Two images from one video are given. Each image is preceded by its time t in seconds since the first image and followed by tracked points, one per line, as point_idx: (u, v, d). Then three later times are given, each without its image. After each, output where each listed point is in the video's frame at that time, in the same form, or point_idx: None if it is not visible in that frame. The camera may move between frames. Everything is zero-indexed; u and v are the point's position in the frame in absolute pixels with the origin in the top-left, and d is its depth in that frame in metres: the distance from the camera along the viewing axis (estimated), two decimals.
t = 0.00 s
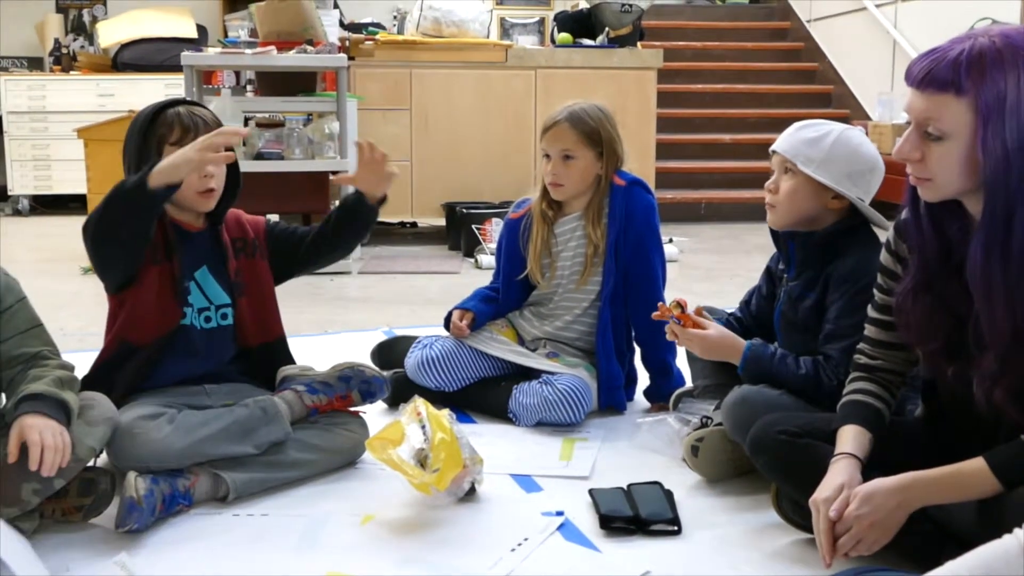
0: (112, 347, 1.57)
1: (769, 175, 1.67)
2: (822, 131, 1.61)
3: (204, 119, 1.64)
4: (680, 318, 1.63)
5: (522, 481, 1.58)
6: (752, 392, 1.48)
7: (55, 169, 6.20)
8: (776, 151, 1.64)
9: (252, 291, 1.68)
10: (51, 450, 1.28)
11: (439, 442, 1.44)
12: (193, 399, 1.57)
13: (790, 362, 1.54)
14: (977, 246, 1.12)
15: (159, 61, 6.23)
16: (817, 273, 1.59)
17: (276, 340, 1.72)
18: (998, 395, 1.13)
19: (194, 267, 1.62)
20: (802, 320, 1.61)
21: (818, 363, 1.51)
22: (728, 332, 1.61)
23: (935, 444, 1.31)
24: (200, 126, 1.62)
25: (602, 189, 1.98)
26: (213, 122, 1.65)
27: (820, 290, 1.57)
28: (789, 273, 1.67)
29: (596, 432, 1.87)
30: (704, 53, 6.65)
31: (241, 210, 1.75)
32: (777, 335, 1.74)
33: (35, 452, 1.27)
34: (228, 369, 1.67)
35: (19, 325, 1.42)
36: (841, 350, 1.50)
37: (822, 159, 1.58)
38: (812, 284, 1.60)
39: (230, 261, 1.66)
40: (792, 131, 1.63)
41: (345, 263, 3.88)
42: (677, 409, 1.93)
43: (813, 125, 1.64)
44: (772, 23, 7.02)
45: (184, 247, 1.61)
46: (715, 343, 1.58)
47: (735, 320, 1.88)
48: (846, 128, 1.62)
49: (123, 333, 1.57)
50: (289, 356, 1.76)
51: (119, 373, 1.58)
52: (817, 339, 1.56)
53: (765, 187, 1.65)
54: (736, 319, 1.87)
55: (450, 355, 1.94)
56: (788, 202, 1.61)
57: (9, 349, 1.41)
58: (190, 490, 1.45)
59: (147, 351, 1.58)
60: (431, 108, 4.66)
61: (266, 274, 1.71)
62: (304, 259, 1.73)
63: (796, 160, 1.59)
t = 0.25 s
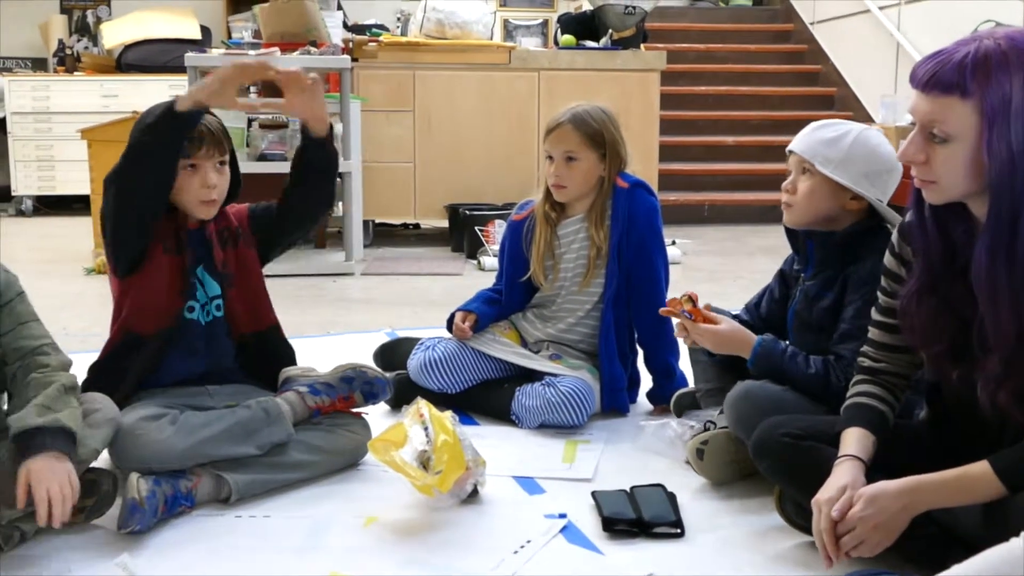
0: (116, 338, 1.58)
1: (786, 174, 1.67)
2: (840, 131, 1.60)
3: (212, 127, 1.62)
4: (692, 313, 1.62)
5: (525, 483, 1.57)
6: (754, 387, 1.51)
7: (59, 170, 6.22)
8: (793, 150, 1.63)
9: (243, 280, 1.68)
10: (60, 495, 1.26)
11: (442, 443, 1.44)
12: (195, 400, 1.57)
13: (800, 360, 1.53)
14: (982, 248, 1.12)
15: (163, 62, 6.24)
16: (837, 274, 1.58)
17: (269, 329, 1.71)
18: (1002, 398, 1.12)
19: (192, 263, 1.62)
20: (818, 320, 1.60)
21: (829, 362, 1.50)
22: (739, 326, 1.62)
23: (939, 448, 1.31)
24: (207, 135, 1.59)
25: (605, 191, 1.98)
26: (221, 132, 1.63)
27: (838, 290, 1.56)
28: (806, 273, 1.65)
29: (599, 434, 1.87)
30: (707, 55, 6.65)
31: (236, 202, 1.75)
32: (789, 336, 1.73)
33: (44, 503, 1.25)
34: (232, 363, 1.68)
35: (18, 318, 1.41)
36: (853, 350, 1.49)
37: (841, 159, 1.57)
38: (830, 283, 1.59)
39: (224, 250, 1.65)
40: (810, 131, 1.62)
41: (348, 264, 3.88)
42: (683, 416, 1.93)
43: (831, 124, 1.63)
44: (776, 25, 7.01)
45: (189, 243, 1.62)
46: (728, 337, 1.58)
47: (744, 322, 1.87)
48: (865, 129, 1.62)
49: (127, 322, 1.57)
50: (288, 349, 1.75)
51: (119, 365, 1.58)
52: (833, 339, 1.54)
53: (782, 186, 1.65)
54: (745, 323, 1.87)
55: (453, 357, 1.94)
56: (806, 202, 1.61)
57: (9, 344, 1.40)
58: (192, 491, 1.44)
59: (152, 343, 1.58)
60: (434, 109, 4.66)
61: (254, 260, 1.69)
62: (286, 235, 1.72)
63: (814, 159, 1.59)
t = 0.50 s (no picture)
0: (117, 358, 1.58)
1: (804, 177, 1.67)
2: (861, 136, 1.60)
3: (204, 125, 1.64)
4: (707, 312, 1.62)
5: (527, 486, 1.57)
6: (749, 382, 1.52)
7: (62, 172, 6.23)
8: (814, 155, 1.63)
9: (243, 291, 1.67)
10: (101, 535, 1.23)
11: (445, 445, 1.44)
12: (198, 399, 1.57)
13: (812, 368, 1.51)
14: (986, 252, 1.12)
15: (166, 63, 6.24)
16: (855, 279, 1.56)
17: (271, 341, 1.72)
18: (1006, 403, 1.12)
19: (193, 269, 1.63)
20: (832, 323, 1.59)
21: (839, 370, 1.50)
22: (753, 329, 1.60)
23: (942, 452, 1.30)
24: (197, 133, 1.61)
25: (607, 194, 1.98)
26: (214, 131, 1.65)
27: (854, 294, 1.55)
28: (822, 274, 1.64)
29: (602, 437, 1.87)
30: (711, 58, 6.65)
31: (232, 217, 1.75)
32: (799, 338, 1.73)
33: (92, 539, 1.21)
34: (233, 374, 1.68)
35: (19, 330, 1.35)
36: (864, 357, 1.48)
37: (864, 167, 1.57)
38: (846, 287, 1.58)
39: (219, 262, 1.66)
40: (830, 135, 1.62)
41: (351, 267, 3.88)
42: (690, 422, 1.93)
43: (850, 128, 1.63)
44: (780, 29, 7.00)
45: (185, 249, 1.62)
46: (740, 338, 1.58)
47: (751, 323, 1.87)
48: (886, 133, 1.62)
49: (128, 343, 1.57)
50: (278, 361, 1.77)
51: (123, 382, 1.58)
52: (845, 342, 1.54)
53: (801, 189, 1.65)
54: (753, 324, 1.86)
55: (456, 359, 1.94)
56: (827, 207, 1.61)
57: (7, 356, 1.35)
58: (194, 491, 1.45)
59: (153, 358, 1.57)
60: (437, 112, 4.66)
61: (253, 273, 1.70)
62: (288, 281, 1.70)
63: (837, 164, 1.59)
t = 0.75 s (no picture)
0: (132, 357, 1.59)
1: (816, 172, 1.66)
2: (874, 132, 1.59)
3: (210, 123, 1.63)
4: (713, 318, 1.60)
5: (538, 487, 1.57)
6: (747, 395, 1.52)
7: (76, 172, 6.26)
8: (826, 149, 1.62)
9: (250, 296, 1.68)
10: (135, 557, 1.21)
11: (456, 446, 1.44)
12: (211, 399, 1.58)
13: (818, 380, 1.50)
14: (999, 256, 1.12)
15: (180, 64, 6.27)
16: (858, 281, 1.56)
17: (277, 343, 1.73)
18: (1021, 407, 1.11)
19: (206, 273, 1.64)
20: (837, 326, 1.59)
21: (846, 381, 1.50)
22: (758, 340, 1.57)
23: (956, 456, 1.30)
24: (205, 133, 1.61)
25: (619, 196, 1.98)
26: (221, 129, 1.65)
27: (858, 296, 1.55)
28: (828, 274, 1.63)
29: (613, 439, 1.87)
30: (723, 61, 6.64)
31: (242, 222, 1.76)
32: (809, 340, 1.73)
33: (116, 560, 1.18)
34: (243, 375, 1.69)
35: (36, 344, 1.35)
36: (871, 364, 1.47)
37: (876, 162, 1.57)
38: (850, 289, 1.57)
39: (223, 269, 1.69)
40: (844, 130, 1.61)
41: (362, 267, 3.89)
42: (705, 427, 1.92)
43: (865, 126, 1.62)
44: (792, 31, 6.98)
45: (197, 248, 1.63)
46: (742, 346, 1.55)
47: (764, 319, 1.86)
48: (899, 131, 1.61)
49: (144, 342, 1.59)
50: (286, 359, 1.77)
51: (137, 381, 1.59)
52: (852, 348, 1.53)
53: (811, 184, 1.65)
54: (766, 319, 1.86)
55: (468, 360, 1.94)
56: (835, 202, 1.60)
57: (24, 369, 1.34)
58: (207, 491, 1.45)
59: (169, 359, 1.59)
60: (449, 113, 4.66)
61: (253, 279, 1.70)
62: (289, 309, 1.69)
63: (847, 159, 1.58)
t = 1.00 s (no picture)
0: (157, 356, 1.59)
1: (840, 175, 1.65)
2: (896, 136, 1.57)
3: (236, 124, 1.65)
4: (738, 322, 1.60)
5: (562, 492, 1.57)
6: (779, 401, 1.50)
7: (105, 175, 6.33)
8: (847, 153, 1.61)
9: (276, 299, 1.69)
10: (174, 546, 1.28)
11: (480, 450, 1.44)
12: (236, 402, 1.59)
13: (840, 381, 1.49)
14: None
15: (208, 69, 6.32)
16: (886, 282, 1.54)
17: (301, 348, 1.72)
18: None
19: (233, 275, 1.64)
20: (863, 328, 1.57)
21: (870, 382, 1.48)
22: (780, 341, 1.58)
23: (985, 463, 1.28)
24: (230, 134, 1.62)
25: (645, 200, 1.97)
26: (247, 130, 1.66)
27: (886, 297, 1.53)
28: (854, 277, 1.62)
29: (637, 444, 1.86)
30: (750, 64, 6.61)
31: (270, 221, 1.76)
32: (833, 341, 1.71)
33: (165, 553, 1.24)
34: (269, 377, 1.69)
35: (62, 346, 1.37)
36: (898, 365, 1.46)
37: (895, 169, 1.55)
38: (878, 290, 1.56)
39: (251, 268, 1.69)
40: (866, 133, 1.60)
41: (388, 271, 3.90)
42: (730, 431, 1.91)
43: (889, 127, 1.60)
44: (819, 35, 6.93)
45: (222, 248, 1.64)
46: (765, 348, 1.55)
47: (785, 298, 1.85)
48: (923, 133, 1.59)
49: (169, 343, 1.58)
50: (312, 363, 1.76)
51: (164, 381, 1.59)
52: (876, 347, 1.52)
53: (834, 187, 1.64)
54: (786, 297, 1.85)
55: (491, 364, 1.94)
56: (857, 208, 1.60)
57: (50, 370, 1.37)
58: (232, 493, 1.46)
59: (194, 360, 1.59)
60: (474, 117, 4.67)
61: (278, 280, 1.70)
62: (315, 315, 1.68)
63: (867, 165, 1.57)
